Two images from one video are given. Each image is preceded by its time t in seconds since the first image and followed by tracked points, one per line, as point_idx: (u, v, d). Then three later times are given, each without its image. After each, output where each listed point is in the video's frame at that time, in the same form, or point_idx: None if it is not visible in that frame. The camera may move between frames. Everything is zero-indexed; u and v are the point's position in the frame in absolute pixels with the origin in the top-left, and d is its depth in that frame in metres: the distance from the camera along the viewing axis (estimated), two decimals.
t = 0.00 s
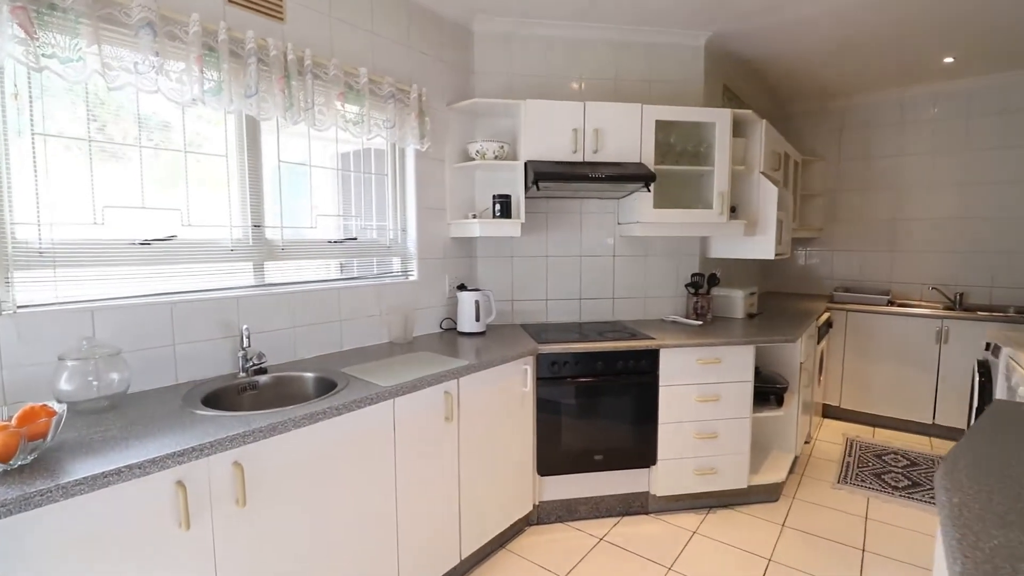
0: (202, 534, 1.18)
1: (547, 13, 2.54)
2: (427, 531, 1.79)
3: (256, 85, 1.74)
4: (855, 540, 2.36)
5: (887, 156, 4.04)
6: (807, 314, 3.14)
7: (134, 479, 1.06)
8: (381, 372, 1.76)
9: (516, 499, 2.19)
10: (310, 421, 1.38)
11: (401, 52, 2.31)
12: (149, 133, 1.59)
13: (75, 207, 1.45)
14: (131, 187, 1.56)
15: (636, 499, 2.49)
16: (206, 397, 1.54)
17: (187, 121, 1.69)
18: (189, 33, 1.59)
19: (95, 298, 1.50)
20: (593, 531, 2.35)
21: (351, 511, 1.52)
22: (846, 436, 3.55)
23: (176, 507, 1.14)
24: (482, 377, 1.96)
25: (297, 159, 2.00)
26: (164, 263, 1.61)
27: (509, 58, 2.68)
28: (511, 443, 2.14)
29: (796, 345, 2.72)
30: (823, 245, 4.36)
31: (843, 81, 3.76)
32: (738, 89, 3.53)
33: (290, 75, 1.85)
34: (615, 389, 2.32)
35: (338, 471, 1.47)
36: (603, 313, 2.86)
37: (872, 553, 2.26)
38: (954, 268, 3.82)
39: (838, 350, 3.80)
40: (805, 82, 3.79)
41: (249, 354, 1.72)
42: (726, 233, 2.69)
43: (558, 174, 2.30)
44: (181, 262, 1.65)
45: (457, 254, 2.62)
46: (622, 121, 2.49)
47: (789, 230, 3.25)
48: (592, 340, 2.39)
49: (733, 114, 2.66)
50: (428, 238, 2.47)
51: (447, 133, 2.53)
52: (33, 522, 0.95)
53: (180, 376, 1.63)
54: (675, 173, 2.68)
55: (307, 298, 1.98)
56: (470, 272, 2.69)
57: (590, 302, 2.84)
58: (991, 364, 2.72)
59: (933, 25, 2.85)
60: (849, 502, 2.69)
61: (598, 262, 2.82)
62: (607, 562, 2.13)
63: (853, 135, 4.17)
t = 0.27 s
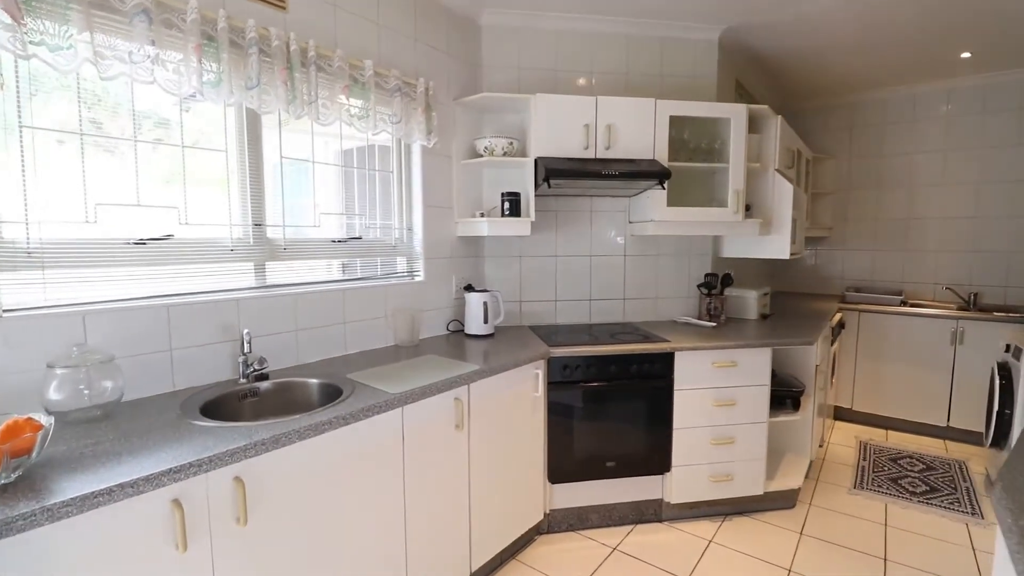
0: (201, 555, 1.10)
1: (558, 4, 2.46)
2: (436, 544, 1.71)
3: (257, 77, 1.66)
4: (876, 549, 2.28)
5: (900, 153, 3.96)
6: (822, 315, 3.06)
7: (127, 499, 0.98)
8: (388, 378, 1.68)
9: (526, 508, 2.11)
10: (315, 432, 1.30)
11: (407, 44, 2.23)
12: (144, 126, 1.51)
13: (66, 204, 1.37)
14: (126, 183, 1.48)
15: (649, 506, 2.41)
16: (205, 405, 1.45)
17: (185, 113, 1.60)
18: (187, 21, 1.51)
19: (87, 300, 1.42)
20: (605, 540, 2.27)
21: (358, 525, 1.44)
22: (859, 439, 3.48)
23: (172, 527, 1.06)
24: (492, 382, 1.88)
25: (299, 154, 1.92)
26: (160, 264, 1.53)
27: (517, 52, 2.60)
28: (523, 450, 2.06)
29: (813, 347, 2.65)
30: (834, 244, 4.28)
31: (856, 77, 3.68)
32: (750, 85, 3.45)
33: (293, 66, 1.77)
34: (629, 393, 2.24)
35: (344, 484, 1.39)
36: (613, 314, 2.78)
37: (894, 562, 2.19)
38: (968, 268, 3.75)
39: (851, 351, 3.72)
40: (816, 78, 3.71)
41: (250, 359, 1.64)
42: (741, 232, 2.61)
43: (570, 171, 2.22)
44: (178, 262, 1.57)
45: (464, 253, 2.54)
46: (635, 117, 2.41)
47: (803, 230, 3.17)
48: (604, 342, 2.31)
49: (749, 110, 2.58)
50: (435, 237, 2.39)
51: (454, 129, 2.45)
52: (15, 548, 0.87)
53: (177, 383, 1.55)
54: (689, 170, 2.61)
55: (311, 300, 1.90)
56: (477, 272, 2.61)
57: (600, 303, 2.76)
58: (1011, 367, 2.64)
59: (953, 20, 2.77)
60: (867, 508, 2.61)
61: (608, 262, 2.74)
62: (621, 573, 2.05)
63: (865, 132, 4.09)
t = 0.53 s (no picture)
0: None
1: None
2: (437, 558, 1.62)
3: (245, 65, 1.56)
4: (886, 554, 2.23)
5: (898, 151, 3.93)
6: (825, 315, 3.01)
7: (101, 525, 0.89)
8: (385, 385, 1.59)
9: (528, 517, 2.03)
10: (309, 445, 1.21)
11: (403, 34, 2.13)
12: (123, 116, 1.41)
13: (37, 200, 1.27)
14: (103, 178, 1.38)
15: (653, 512, 2.34)
16: (189, 416, 1.36)
17: (167, 104, 1.50)
18: (169, 5, 1.41)
19: (60, 304, 1.32)
20: (609, 548, 2.20)
21: (354, 543, 1.35)
22: (861, 439, 3.44)
23: (152, 553, 0.96)
24: (494, 387, 1.80)
25: (290, 149, 1.82)
26: (140, 264, 1.43)
27: (517, 45, 2.52)
28: (525, 457, 1.98)
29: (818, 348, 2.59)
30: (832, 243, 4.25)
31: (856, 74, 3.65)
32: (751, 81, 3.39)
33: (284, 54, 1.67)
34: (633, 397, 2.17)
35: (340, 500, 1.30)
36: (615, 315, 2.71)
37: (905, 567, 2.13)
38: (967, 267, 3.73)
39: (851, 351, 3.69)
40: (816, 75, 3.67)
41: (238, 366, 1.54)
42: (746, 231, 2.55)
43: (573, 167, 2.14)
44: (160, 263, 1.47)
45: (462, 253, 2.46)
46: (639, 112, 2.34)
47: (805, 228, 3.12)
48: (607, 344, 2.24)
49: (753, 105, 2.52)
50: (432, 236, 2.30)
51: (451, 124, 2.36)
52: None
53: (160, 393, 1.45)
54: (692, 167, 2.54)
55: (302, 302, 1.80)
56: (475, 272, 2.53)
57: (601, 303, 2.68)
58: (1015, 366, 2.60)
59: (957, 16, 2.73)
60: (873, 511, 2.56)
61: (609, 261, 2.67)
62: None
63: (863, 130, 4.06)
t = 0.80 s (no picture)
0: None
1: None
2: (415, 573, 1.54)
3: (206, 51, 1.45)
4: (868, 552, 2.23)
5: (873, 151, 3.98)
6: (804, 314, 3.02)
7: (36, 560, 0.79)
8: (360, 392, 1.50)
9: (511, 525, 1.96)
10: (277, 461, 1.12)
11: (378, 24, 2.04)
12: (70, 104, 1.29)
13: None
14: (48, 171, 1.26)
15: (637, 516, 2.30)
16: (145, 430, 1.25)
17: (120, 92, 1.39)
18: None
19: None
20: (594, 554, 2.15)
21: (326, 563, 1.26)
22: (838, 436, 3.47)
23: None
24: (475, 393, 1.73)
25: (257, 142, 1.72)
26: (90, 265, 1.31)
27: (496, 37, 2.44)
28: (507, 463, 1.92)
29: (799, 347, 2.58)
30: (809, 241, 4.29)
31: (833, 74, 3.68)
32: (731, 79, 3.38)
33: (249, 40, 1.57)
34: (618, 399, 2.12)
35: (310, 518, 1.21)
36: (597, 315, 2.66)
37: (887, 565, 2.14)
38: (938, 265, 3.80)
39: (828, 349, 3.72)
40: (794, 75, 3.69)
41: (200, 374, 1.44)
42: (728, 230, 2.53)
43: (555, 164, 2.08)
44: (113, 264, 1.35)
45: (441, 252, 2.37)
46: (622, 108, 2.29)
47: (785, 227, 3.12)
48: (591, 345, 2.18)
49: (736, 103, 2.50)
50: (409, 235, 2.21)
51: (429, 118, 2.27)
52: None
53: (113, 405, 1.34)
54: (675, 165, 2.51)
55: (271, 305, 1.70)
56: (454, 272, 2.45)
57: (584, 303, 2.63)
58: (990, 363, 2.65)
59: (933, 18, 2.76)
60: (853, 508, 2.57)
61: (592, 260, 2.62)
62: None
63: (839, 130, 4.10)
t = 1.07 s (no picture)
0: None
1: None
2: None
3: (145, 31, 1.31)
4: (841, 550, 2.24)
5: (839, 152, 4.05)
6: (776, 312, 3.03)
7: None
8: (320, 403, 1.39)
9: (483, 537, 1.88)
10: (222, 483, 1.01)
11: (340, 9, 1.92)
12: None
13: None
14: None
15: (613, 521, 2.25)
16: (73, 451, 1.12)
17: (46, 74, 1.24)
18: None
19: None
20: (570, 562, 2.09)
21: None
22: (808, 432, 3.51)
23: None
24: (445, 400, 1.64)
25: (206, 133, 1.59)
26: (9, 267, 1.17)
27: (466, 28, 2.35)
28: (479, 471, 1.83)
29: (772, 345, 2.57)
30: (778, 240, 4.34)
31: (801, 74, 3.72)
32: (702, 77, 3.38)
33: (195, 21, 1.43)
34: (593, 402, 2.06)
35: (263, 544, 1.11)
36: (571, 315, 2.60)
37: (860, 562, 2.14)
38: (901, 263, 3.89)
39: (797, 346, 3.77)
40: (763, 75, 3.71)
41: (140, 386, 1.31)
42: (702, 228, 2.50)
43: (528, 159, 2.00)
44: (37, 267, 1.21)
45: (409, 252, 2.27)
46: (595, 103, 2.23)
47: (756, 225, 3.13)
48: (566, 347, 2.12)
49: (709, 100, 2.47)
50: (375, 234, 2.10)
51: (395, 111, 2.17)
52: None
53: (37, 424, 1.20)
54: (649, 162, 2.46)
55: (221, 309, 1.57)
56: (423, 272, 2.34)
57: (557, 303, 2.57)
58: (954, 359, 2.70)
59: (898, 20, 2.81)
60: (825, 506, 2.59)
61: (565, 259, 2.55)
62: None
63: (806, 130, 4.16)
